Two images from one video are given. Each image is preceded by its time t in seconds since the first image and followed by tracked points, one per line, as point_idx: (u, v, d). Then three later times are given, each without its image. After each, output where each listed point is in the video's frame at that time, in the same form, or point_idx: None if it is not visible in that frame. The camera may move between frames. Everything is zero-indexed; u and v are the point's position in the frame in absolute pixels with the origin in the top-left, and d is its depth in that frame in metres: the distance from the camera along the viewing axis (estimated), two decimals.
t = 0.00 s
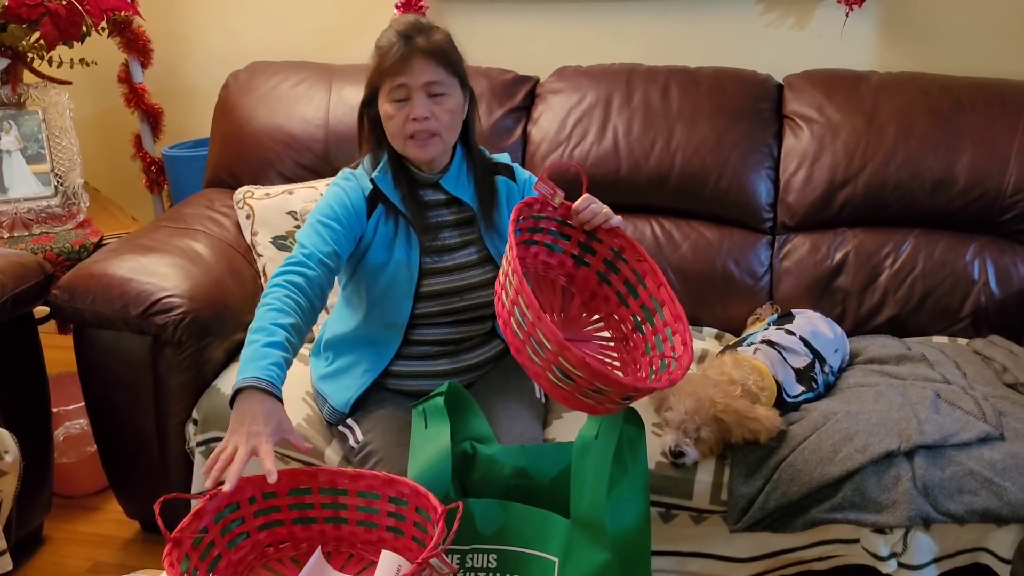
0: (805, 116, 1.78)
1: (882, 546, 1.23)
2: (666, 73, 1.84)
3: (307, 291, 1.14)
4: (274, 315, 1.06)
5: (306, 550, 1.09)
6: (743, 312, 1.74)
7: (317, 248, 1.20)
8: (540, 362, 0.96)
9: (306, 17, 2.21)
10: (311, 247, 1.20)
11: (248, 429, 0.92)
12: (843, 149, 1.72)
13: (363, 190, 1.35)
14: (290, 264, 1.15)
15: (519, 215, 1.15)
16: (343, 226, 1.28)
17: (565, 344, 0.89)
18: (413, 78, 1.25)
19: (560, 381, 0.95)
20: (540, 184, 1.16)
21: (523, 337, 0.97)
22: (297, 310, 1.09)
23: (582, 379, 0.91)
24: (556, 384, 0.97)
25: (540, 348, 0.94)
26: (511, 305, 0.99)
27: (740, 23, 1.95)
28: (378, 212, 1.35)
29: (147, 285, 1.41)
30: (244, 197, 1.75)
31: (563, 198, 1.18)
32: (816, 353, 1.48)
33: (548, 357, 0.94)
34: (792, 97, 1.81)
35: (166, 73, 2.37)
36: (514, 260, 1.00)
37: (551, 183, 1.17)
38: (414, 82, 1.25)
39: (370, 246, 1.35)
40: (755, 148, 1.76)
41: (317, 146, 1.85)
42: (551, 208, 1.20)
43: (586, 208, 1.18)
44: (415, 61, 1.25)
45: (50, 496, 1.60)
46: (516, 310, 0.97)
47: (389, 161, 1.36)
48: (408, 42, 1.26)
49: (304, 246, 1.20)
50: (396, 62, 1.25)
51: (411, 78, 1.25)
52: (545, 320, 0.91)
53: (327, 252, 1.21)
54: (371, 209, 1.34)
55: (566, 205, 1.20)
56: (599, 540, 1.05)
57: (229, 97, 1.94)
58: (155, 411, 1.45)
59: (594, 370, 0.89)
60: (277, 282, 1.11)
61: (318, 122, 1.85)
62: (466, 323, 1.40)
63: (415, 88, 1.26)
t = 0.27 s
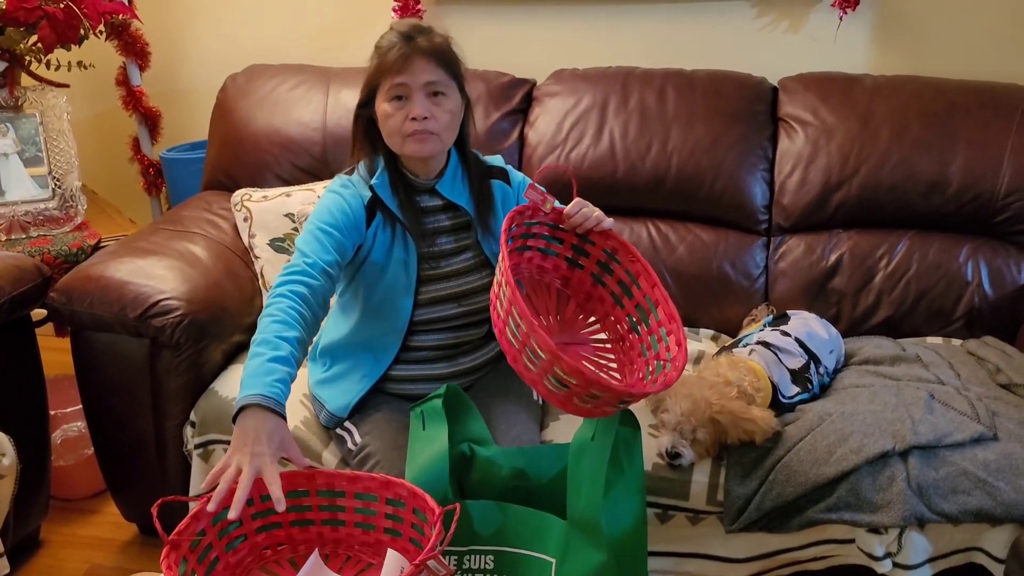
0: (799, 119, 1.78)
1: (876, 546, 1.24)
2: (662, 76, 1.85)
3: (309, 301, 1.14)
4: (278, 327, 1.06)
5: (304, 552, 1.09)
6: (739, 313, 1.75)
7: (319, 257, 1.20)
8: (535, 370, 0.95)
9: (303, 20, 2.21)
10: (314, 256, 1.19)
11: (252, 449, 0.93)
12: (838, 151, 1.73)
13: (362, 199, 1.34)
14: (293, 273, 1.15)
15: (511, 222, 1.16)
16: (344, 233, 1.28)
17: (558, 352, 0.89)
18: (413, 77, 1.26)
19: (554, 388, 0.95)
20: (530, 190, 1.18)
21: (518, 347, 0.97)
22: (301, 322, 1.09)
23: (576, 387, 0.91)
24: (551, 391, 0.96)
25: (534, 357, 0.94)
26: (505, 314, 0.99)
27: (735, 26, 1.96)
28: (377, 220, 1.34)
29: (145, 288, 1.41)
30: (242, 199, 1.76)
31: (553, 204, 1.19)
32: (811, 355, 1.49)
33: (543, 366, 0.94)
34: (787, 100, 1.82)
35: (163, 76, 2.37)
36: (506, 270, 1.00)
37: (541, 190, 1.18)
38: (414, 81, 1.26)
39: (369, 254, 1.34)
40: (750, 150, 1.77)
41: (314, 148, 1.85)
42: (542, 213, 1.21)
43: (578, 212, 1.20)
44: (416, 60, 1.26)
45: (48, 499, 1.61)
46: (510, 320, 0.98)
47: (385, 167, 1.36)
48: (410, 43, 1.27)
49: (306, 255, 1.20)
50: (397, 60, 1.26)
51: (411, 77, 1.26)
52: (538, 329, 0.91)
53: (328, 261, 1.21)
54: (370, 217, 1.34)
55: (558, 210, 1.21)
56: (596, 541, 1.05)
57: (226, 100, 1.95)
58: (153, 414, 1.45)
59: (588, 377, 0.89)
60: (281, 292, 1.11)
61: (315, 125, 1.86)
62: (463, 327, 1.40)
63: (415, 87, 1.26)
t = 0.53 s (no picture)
0: (797, 117, 1.79)
1: (872, 542, 1.24)
2: (660, 74, 1.85)
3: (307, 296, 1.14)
4: (274, 322, 1.06)
5: (303, 549, 1.10)
6: (736, 310, 1.76)
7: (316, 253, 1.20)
8: (528, 365, 0.96)
9: (301, 18, 2.21)
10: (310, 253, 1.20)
11: (248, 439, 0.93)
12: (835, 150, 1.74)
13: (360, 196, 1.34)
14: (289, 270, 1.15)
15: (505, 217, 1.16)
16: (341, 231, 1.28)
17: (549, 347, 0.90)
18: (413, 75, 1.26)
19: (546, 384, 0.96)
20: (525, 187, 1.19)
21: (510, 343, 0.98)
22: (296, 316, 1.10)
23: (568, 382, 0.92)
24: (544, 387, 0.97)
25: (527, 352, 0.95)
26: (498, 310, 1.00)
27: (733, 24, 1.97)
28: (375, 217, 1.35)
29: (143, 286, 1.41)
30: (240, 198, 1.76)
31: (548, 201, 1.20)
32: (808, 352, 1.50)
33: (535, 361, 0.95)
34: (784, 98, 1.82)
35: (161, 74, 2.37)
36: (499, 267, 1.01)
37: (535, 187, 1.19)
38: (413, 79, 1.26)
39: (367, 252, 1.35)
40: (747, 149, 1.78)
41: (312, 146, 1.85)
42: (537, 210, 1.22)
43: (573, 208, 1.20)
44: (416, 59, 1.27)
45: (47, 496, 1.61)
46: (502, 316, 0.99)
47: (383, 165, 1.36)
48: (409, 41, 1.28)
49: (302, 252, 1.20)
50: (396, 59, 1.26)
51: (410, 75, 1.26)
52: (530, 325, 0.92)
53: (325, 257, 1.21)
54: (368, 215, 1.34)
55: (553, 207, 1.21)
56: (594, 537, 1.05)
57: (224, 98, 1.95)
58: (151, 412, 1.45)
59: (579, 373, 0.90)
60: (276, 288, 1.11)
61: (313, 123, 1.86)
62: (461, 324, 1.41)
63: (415, 85, 1.27)
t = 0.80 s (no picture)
0: (796, 116, 1.79)
1: (872, 541, 1.24)
2: (659, 73, 1.85)
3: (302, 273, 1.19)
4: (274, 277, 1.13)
5: (303, 548, 1.10)
6: (736, 310, 1.76)
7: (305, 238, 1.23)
8: (512, 373, 0.97)
9: (301, 19, 2.22)
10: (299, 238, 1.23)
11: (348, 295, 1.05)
12: (834, 149, 1.73)
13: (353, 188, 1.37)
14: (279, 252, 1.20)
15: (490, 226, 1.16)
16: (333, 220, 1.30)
17: (531, 354, 0.90)
18: (412, 73, 1.27)
19: (532, 391, 0.96)
20: (510, 194, 1.17)
21: (495, 351, 0.99)
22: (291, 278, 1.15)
23: (553, 388, 0.93)
24: (529, 394, 0.98)
25: (511, 358, 0.95)
26: (483, 318, 1.01)
27: (732, 23, 1.97)
28: (367, 209, 1.35)
29: (144, 287, 1.42)
30: (240, 198, 1.76)
31: (533, 206, 1.18)
32: (807, 351, 1.50)
33: (519, 368, 0.95)
34: (783, 97, 1.82)
35: (161, 75, 2.38)
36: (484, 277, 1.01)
37: (519, 194, 1.17)
38: (413, 77, 1.27)
39: (360, 244, 1.36)
40: (747, 148, 1.78)
41: (312, 147, 1.86)
42: (522, 216, 1.21)
43: (559, 213, 1.19)
44: (415, 57, 1.27)
45: (48, 496, 1.61)
46: (487, 324, 0.99)
47: (380, 159, 1.37)
48: (407, 40, 1.28)
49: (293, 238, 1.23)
50: (395, 56, 1.27)
51: (410, 73, 1.27)
52: (513, 334, 0.93)
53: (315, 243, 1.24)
54: (360, 206, 1.35)
55: (538, 211, 1.20)
56: (593, 537, 1.06)
57: (224, 99, 1.95)
58: (152, 412, 1.45)
59: (562, 379, 0.90)
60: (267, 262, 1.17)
61: (313, 124, 1.86)
62: (459, 321, 1.40)
63: (414, 83, 1.27)
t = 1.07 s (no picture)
0: (794, 115, 1.79)
1: (870, 538, 1.25)
2: (658, 72, 1.85)
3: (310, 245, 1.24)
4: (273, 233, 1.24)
5: (303, 546, 1.11)
6: (734, 308, 1.77)
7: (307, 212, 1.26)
8: (485, 378, 0.99)
9: (299, 16, 2.21)
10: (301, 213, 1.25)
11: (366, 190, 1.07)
12: (833, 147, 1.74)
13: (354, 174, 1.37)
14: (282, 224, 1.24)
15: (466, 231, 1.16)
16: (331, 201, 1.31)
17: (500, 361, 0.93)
18: (390, 68, 1.27)
19: (505, 396, 0.99)
20: (487, 197, 1.16)
21: (469, 356, 1.01)
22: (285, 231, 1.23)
23: (523, 394, 0.95)
24: (504, 399, 1.00)
25: (483, 365, 0.98)
26: (457, 323, 1.03)
27: (731, 22, 1.97)
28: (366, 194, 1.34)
29: (143, 285, 1.42)
30: (239, 196, 1.76)
31: (510, 209, 1.18)
32: (806, 348, 1.50)
33: (491, 373, 0.98)
34: (782, 96, 1.82)
35: (159, 72, 2.37)
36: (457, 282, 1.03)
37: (496, 197, 1.16)
38: (390, 72, 1.27)
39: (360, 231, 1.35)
40: (745, 146, 1.78)
41: (311, 145, 1.86)
42: (500, 219, 1.21)
43: (536, 215, 1.18)
44: (393, 52, 1.27)
45: (46, 494, 1.61)
46: (460, 332, 1.01)
47: (380, 150, 1.36)
48: (389, 35, 1.28)
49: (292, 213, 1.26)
50: (375, 52, 1.28)
51: (387, 69, 1.27)
52: (482, 341, 0.96)
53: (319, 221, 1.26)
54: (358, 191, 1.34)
55: (515, 214, 1.20)
56: (592, 535, 1.07)
57: (222, 97, 1.95)
58: (151, 410, 1.45)
59: (530, 386, 0.93)
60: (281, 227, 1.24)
61: (312, 122, 1.86)
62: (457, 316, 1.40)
63: (392, 77, 1.27)
